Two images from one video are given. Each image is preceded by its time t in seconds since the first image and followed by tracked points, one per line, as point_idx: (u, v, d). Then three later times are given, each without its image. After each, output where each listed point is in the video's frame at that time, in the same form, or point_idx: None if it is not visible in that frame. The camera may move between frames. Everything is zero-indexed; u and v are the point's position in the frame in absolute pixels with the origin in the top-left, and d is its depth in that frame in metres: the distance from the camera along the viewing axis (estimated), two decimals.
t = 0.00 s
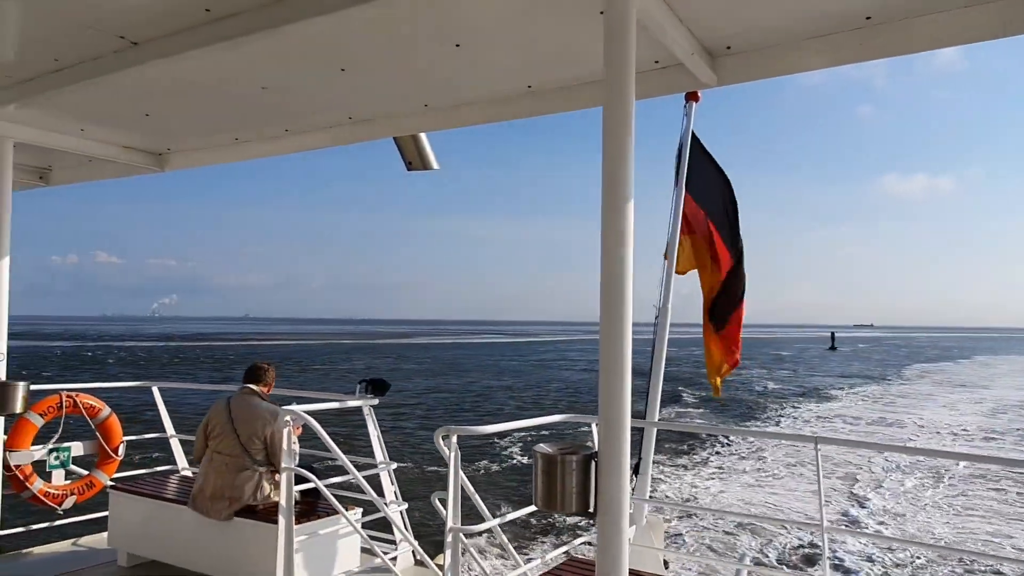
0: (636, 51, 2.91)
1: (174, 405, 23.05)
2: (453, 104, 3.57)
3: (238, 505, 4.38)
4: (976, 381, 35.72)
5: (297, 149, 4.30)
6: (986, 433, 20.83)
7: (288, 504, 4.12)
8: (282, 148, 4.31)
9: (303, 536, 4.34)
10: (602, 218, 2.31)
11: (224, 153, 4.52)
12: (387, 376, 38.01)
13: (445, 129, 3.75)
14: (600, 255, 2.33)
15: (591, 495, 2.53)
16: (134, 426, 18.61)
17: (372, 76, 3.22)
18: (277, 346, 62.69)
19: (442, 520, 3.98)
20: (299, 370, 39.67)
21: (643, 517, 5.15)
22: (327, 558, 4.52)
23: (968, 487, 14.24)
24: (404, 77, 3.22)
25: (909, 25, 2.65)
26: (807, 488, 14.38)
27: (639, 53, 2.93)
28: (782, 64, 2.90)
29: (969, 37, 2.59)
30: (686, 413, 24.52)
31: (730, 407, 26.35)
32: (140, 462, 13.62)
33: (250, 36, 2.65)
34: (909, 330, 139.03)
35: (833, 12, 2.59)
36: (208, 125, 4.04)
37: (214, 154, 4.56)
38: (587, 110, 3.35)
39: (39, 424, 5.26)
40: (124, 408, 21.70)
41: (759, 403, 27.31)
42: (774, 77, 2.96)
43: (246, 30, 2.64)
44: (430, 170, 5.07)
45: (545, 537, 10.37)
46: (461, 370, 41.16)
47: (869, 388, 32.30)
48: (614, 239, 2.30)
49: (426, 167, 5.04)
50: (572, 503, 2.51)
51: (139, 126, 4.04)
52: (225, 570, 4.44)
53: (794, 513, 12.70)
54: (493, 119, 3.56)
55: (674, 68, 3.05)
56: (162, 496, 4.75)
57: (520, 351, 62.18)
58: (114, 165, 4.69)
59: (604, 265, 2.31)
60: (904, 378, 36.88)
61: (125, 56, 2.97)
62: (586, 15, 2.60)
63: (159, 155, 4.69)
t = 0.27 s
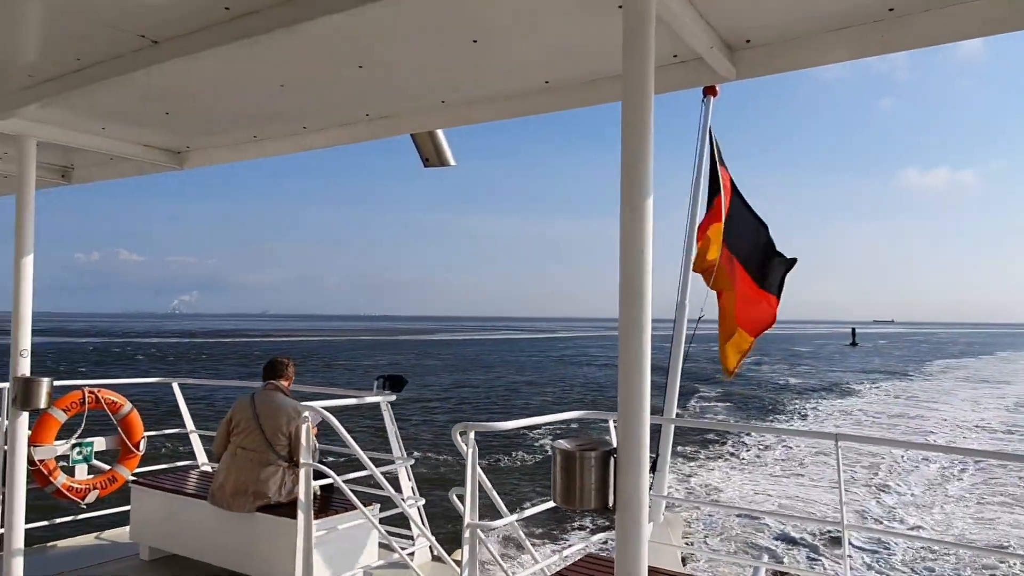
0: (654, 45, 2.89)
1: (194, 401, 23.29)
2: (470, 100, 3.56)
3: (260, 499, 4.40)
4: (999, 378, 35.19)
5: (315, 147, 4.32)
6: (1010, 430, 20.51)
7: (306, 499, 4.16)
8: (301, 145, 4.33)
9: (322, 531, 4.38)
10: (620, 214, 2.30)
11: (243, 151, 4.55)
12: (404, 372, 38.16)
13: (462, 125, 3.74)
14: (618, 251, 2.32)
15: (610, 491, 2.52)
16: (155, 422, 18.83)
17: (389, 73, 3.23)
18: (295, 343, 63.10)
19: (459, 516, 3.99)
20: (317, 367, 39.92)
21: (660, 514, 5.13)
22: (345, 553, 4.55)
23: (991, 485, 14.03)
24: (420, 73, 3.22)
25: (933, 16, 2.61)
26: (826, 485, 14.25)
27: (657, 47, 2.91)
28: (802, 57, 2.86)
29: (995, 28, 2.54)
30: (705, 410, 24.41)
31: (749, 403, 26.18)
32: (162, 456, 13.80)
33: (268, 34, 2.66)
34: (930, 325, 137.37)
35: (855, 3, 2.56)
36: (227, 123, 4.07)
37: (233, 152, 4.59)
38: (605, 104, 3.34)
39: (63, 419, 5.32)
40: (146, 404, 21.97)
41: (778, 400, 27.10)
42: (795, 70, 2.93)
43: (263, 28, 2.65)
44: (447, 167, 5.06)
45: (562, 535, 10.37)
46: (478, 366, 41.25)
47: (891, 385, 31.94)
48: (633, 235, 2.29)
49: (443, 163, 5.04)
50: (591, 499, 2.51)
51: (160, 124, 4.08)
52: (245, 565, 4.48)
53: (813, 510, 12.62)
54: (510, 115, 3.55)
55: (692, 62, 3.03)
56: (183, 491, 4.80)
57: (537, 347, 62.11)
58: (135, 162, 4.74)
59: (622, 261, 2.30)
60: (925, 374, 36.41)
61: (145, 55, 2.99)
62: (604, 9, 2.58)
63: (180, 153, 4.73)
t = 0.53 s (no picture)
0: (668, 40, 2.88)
1: (207, 397, 23.46)
2: (483, 96, 3.56)
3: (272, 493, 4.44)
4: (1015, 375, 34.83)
5: (328, 144, 4.34)
6: None
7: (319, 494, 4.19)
8: (314, 142, 4.35)
9: (334, 526, 4.41)
10: (634, 210, 2.29)
11: (257, 148, 4.58)
12: (416, 369, 38.26)
13: (475, 122, 3.74)
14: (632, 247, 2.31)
15: (623, 487, 2.51)
16: (170, 417, 18.99)
17: (402, 69, 3.23)
18: (307, 340, 63.42)
19: (472, 512, 3.99)
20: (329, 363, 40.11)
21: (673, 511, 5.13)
22: (358, 549, 4.57)
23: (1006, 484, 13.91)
24: (434, 70, 3.22)
25: (950, 9, 2.59)
26: (839, 483, 14.17)
27: (671, 42, 2.90)
28: (817, 51, 2.84)
29: (1013, 21, 2.51)
30: (717, 407, 24.35)
31: (762, 400, 26.08)
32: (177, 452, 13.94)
33: (282, 31, 2.67)
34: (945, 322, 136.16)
35: None
36: (241, 120, 4.08)
37: (247, 149, 4.61)
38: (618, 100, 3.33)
39: (79, 415, 5.35)
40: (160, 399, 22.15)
41: (791, 397, 26.97)
42: (809, 65, 2.91)
43: (277, 26, 2.66)
44: (460, 163, 5.07)
45: (574, 531, 10.37)
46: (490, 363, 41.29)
47: (906, 381, 31.73)
48: (647, 232, 2.28)
49: (455, 160, 5.05)
50: (604, 494, 2.50)
51: (174, 122, 4.11)
52: (258, 559, 4.51)
53: (827, 508, 12.57)
54: (524, 111, 3.55)
55: (706, 57, 3.01)
56: (197, 486, 4.83)
57: (548, 344, 62.09)
58: (150, 160, 4.77)
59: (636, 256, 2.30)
60: (940, 371, 36.11)
61: (160, 53, 3.01)
62: (617, 4, 2.58)
63: (194, 150, 4.76)
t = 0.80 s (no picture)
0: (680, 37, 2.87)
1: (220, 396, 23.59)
2: (494, 95, 3.57)
3: (283, 491, 4.47)
4: None
5: (339, 143, 4.35)
6: None
7: (331, 493, 4.21)
8: (325, 142, 4.37)
9: (346, 525, 4.43)
10: (646, 209, 2.29)
11: (269, 148, 4.59)
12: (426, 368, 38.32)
13: (486, 121, 3.75)
14: (644, 245, 2.31)
15: (635, 486, 2.50)
16: (183, 415, 19.11)
17: (413, 68, 3.23)
18: (318, 338, 63.66)
19: (483, 511, 3.99)
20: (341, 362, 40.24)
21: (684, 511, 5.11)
22: (370, 547, 4.59)
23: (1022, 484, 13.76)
24: (445, 69, 3.22)
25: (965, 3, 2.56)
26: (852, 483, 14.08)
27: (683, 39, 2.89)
28: (830, 47, 2.82)
29: None
30: (729, 407, 24.25)
31: (774, 399, 25.96)
32: (190, 451, 14.04)
33: (294, 31, 2.68)
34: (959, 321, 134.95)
35: None
36: (252, 120, 4.10)
37: (259, 149, 4.63)
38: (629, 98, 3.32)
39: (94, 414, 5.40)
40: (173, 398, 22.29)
41: (804, 396, 26.80)
42: (823, 62, 2.89)
43: (290, 26, 2.66)
44: (471, 162, 5.07)
45: (585, 530, 10.36)
46: (501, 362, 41.31)
47: (920, 380, 31.48)
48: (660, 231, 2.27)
49: (466, 159, 5.05)
50: (616, 494, 2.49)
51: (187, 122, 4.14)
52: (270, 557, 4.54)
53: (840, 508, 12.49)
54: (535, 109, 3.54)
55: (718, 54, 3.00)
56: (211, 484, 4.86)
57: (559, 343, 62.01)
58: (164, 160, 4.80)
59: (648, 256, 2.29)
60: (955, 370, 35.76)
61: (173, 54, 3.03)
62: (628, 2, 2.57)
63: (206, 150, 4.78)
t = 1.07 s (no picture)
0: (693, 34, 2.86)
1: (234, 394, 23.74)
2: (506, 93, 3.57)
3: (297, 489, 4.51)
4: None
5: (351, 143, 4.37)
6: None
7: (344, 491, 4.23)
8: (338, 141, 4.39)
9: (359, 522, 4.46)
10: (658, 207, 2.28)
11: (281, 147, 4.61)
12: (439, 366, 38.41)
13: (498, 119, 3.75)
14: (656, 243, 2.30)
15: (648, 484, 2.49)
16: (197, 414, 19.24)
17: (424, 67, 3.24)
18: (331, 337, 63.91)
19: (494, 509, 4.00)
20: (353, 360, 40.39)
21: (697, 509, 5.09)
22: (383, 545, 4.62)
23: None
24: (457, 67, 3.23)
25: None
26: (866, 482, 13.99)
27: (696, 37, 2.88)
28: (842, 44, 2.80)
29: None
30: (741, 405, 24.15)
31: (787, 398, 25.82)
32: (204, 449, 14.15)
33: (307, 31, 2.69)
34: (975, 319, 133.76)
35: None
36: (264, 120, 4.12)
37: (272, 149, 4.66)
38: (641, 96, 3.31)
39: (109, 411, 5.44)
40: (188, 396, 22.44)
41: (817, 394, 26.65)
42: (836, 59, 2.87)
43: (303, 25, 2.67)
44: (482, 160, 5.07)
45: (597, 529, 10.36)
46: (513, 361, 41.32)
47: (936, 378, 31.22)
48: (671, 229, 2.27)
49: (478, 157, 5.05)
50: (628, 491, 2.48)
51: (200, 122, 4.16)
52: (283, 554, 4.57)
53: (854, 507, 12.42)
54: (547, 107, 3.54)
55: (731, 51, 2.99)
56: (224, 482, 4.90)
57: (571, 341, 62.06)
58: (177, 160, 4.83)
59: (661, 253, 2.29)
60: (971, 368, 35.41)
61: (188, 54, 3.05)
62: None
63: (219, 150, 4.81)
